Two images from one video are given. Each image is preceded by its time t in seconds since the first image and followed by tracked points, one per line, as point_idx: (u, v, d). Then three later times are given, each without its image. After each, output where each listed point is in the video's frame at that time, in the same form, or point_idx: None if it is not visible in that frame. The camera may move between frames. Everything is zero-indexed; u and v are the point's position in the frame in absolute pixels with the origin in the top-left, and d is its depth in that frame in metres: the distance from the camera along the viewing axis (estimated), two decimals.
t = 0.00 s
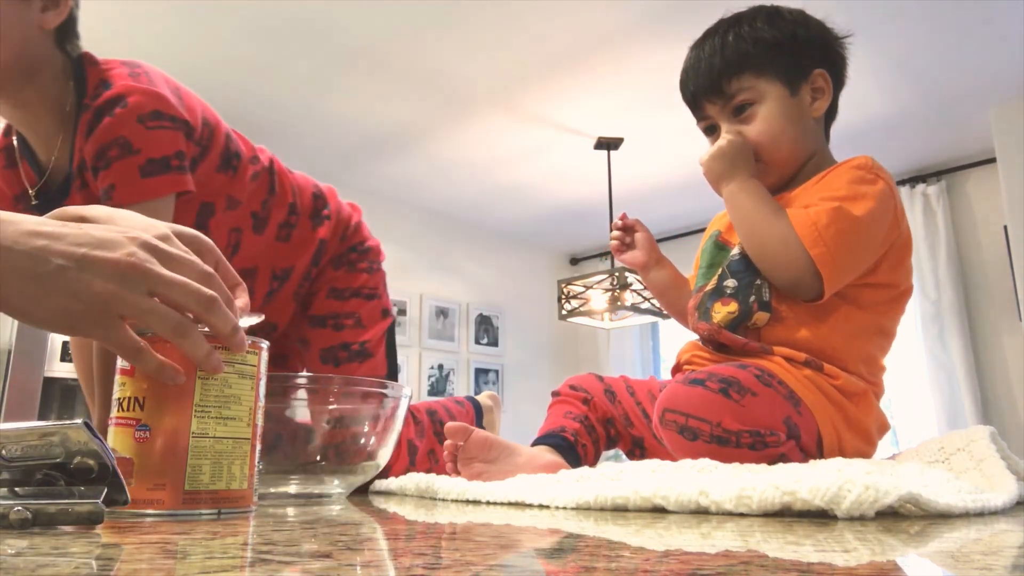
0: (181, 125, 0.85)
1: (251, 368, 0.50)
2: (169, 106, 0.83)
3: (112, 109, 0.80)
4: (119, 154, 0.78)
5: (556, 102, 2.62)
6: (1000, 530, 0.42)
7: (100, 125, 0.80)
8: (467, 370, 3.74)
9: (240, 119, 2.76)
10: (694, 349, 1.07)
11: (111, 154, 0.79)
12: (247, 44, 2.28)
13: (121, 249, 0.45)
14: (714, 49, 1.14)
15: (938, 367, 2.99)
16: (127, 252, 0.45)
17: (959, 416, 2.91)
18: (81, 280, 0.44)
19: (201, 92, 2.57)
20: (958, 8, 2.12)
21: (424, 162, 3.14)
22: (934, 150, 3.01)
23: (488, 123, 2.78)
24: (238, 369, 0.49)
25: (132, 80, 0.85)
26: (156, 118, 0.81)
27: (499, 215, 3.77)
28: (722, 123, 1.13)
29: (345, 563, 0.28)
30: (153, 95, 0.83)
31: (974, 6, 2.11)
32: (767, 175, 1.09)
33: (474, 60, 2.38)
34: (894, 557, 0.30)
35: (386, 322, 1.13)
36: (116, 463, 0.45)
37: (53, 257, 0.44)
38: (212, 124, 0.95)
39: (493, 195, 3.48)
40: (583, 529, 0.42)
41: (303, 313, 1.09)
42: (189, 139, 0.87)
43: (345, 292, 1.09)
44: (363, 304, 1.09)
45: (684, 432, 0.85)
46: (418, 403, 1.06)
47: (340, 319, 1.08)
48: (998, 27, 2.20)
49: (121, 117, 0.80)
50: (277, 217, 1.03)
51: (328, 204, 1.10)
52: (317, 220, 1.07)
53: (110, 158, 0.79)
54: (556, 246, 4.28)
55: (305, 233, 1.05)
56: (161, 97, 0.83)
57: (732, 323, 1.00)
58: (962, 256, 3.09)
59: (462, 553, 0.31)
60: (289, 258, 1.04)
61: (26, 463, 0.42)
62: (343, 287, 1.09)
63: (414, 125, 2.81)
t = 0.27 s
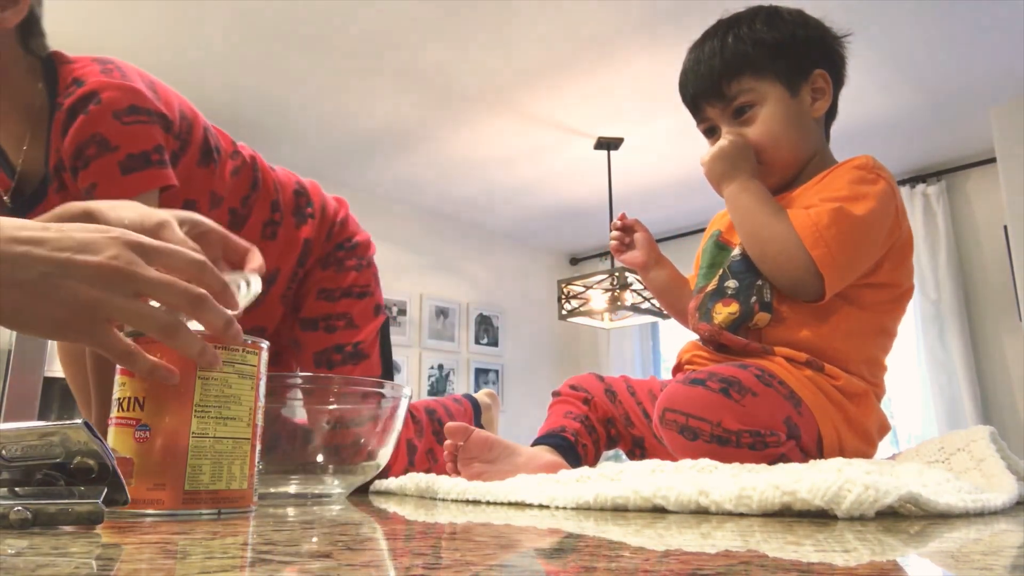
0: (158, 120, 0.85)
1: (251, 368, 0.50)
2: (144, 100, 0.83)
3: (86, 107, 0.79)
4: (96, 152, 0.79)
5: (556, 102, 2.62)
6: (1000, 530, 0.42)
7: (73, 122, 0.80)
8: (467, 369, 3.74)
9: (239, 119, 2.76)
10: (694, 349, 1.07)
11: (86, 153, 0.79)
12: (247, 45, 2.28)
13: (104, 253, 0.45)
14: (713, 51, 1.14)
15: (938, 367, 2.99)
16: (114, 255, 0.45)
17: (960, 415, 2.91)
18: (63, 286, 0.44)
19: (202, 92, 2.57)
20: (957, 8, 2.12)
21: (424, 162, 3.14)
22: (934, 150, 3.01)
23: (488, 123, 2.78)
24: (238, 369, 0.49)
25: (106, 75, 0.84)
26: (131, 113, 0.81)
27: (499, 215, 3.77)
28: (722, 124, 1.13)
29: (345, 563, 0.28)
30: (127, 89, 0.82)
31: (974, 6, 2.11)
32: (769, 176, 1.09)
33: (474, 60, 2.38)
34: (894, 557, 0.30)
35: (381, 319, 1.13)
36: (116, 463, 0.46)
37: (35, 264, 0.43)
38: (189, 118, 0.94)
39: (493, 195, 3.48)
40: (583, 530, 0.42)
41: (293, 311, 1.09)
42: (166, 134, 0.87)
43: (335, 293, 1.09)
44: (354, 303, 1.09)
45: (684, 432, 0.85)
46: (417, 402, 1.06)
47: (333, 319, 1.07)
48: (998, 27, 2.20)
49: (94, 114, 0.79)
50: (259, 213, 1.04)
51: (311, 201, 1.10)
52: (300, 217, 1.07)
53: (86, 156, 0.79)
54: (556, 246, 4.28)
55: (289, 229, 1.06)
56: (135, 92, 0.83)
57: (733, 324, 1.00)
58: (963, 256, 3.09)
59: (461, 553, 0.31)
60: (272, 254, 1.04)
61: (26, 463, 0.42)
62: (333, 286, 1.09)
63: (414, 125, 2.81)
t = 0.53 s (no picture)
0: (139, 114, 0.83)
1: (251, 368, 0.50)
2: (123, 95, 0.82)
3: (63, 105, 0.78)
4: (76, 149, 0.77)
5: (556, 102, 2.62)
6: (1000, 530, 0.42)
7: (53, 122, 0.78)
8: (467, 369, 3.75)
9: (238, 118, 2.76)
10: (694, 350, 1.07)
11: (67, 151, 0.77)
12: (247, 45, 2.28)
13: (92, 210, 0.50)
14: (711, 52, 1.14)
15: (938, 367, 2.99)
16: (97, 211, 0.50)
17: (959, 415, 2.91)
18: (52, 245, 0.49)
19: (201, 93, 2.57)
20: (957, 8, 2.12)
21: (424, 162, 3.14)
22: (935, 150, 3.01)
23: (488, 123, 2.78)
24: (238, 369, 0.49)
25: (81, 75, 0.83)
26: (109, 107, 0.79)
27: (499, 215, 3.77)
28: (722, 126, 1.13)
29: (345, 563, 0.28)
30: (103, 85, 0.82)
31: (973, 6, 2.11)
32: (770, 177, 1.09)
33: (474, 60, 2.38)
34: (894, 557, 0.30)
35: (375, 317, 1.16)
36: (116, 462, 0.45)
37: (24, 230, 0.49)
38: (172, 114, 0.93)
39: (493, 195, 3.49)
40: (583, 530, 0.42)
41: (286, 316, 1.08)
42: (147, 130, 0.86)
43: (329, 291, 1.09)
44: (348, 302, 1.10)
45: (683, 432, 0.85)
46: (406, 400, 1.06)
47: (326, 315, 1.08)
48: (998, 26, 2.20)
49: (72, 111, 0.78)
50: (254, 209, 1.02)
51: (304, 194, 1.10)
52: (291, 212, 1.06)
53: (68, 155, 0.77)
54: (556, 247, 4.28)
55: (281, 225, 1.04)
56: (111, 88, 0.82)
57: (733, 326, 1.00)
58: (963, 256, 3.09)
59: (461, 554, 0.31)
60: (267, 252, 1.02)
61: (25, 463, 0.42)
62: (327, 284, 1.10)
63: (414, 125, 2.81)
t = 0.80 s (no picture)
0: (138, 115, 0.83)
1: (251, 368, 0.50)
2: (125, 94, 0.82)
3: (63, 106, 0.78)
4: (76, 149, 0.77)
5: (556, 102, 2.62)
6: (1000, 530, 0.42)
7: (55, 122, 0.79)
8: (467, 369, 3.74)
9: (238, 119, 2.76)
10: (693, 350, 1.07)
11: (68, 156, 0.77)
12: (246, 45, 2.28)
13: (68, 190, 0.54)
14: (712, 51, 1.14)
15: (938, 367, 2.99)
16: (73, 193, 0.54)
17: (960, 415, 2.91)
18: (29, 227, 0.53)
19: (201, 93, 2.57)
20: (957, 8, 2.12)
21: (424, 162, 3.14)
22: (935, 150, 3.01)
23: (488, 123, 2.78)
24: (238, 369, 0.49)
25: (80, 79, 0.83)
26: (112, 107, 0.79)
27: (499, 215, 3.77)
28: (723, 125, 1.13)
29: (345, 563, 0.28)
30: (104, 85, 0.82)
31: (972, 6, 2.11)
32: (770, 177, 1.09)
33: (474, 60, 2.38)
34: (894, 557, 0.30)
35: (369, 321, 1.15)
36: (116, 462, 0.45)
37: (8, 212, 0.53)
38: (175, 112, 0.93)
39: (493, 195, 3.49)
40: (583, 530, 0.42)
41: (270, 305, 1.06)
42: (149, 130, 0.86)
43: (327, 287, 1.10)
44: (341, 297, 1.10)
45: (681, 432, 0.85)
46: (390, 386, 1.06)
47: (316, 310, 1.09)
48: (998, 27, 2.20)
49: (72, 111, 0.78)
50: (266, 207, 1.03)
51: (318, 192, 1.12)
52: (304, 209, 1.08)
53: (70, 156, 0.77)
54: (556, 247, 4.28)
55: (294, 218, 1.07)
56: (110, 88, 0.81)
57: (732, 328, 1.00)
58: (963, 256, 3.09)
59: (461, 554, 0.31)
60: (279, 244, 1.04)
61: (25, 463, 0.42)
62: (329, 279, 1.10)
63: (414, 125, 2.81)
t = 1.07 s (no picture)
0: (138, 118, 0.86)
1: (251, 368, 0.50)
2: (124, 101, 0.85)
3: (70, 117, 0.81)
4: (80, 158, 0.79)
5: (556, 102, 2.62)
6: (1000, 530, 0.42)
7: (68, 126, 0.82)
8: (467, 369, 3.75)
9: (237, 119, 2.76)
10: (693, 350, 1.07)
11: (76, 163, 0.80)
12: (246, 46, 2.28)
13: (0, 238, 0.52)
14: (715, 51, 1.14)
15: (938, 367, 2.99)
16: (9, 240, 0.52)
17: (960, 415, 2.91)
18: None
19: (201, 93, 2.57)
20: (957, 9, 2.12)
21: (424, 162, 3.14)
22: (935, 150, 3.00)
23: (488, 123, 2.78)
24: (238, 369, 0.49)
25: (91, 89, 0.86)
26: (107, 114, 0.82)
27: (499, 215, 3.77)
28: (724, 125, 1.13)
29: (345, 563, 0.28)
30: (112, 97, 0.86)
31: (973, 6, 2.11)
32: (771, 177, 1.09)
33: (474, 60, 2.38)
34: (894, 557, 0.30)
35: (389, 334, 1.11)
36: (116, 462, 0.45)
37: None
38: (182, 115, 0.97)
39: (493, 195, 3.49)
40: (583, 529, 0.42)
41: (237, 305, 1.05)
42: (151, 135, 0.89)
43: (338, 295, 1.07)
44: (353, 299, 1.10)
45: (679, 431, 0.85)
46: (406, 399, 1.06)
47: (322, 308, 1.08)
48: (998, 27, 2.20)
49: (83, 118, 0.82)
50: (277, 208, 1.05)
51: (339, 193, 1.13)
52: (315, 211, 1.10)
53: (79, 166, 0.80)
54: (556, 247, 4.28)
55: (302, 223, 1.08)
56: (112, 95, 0.85)
57: (731, 328, 1.00)
58: (963, 256, 3.09)
59: (461, 554, 0.31)
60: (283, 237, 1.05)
61: (25, 463, 0.42)
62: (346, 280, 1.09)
63: (415, 125, 2.81)
